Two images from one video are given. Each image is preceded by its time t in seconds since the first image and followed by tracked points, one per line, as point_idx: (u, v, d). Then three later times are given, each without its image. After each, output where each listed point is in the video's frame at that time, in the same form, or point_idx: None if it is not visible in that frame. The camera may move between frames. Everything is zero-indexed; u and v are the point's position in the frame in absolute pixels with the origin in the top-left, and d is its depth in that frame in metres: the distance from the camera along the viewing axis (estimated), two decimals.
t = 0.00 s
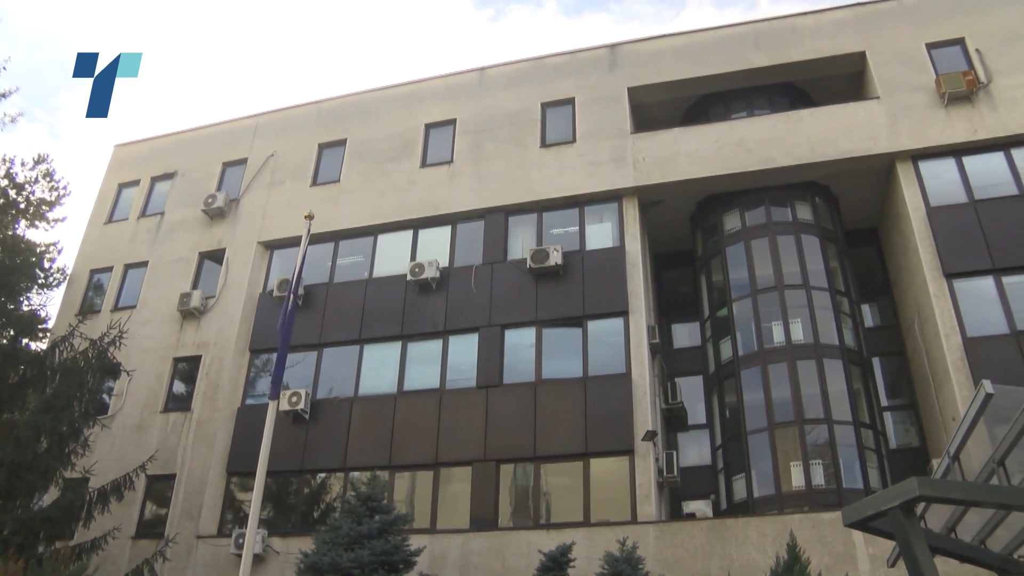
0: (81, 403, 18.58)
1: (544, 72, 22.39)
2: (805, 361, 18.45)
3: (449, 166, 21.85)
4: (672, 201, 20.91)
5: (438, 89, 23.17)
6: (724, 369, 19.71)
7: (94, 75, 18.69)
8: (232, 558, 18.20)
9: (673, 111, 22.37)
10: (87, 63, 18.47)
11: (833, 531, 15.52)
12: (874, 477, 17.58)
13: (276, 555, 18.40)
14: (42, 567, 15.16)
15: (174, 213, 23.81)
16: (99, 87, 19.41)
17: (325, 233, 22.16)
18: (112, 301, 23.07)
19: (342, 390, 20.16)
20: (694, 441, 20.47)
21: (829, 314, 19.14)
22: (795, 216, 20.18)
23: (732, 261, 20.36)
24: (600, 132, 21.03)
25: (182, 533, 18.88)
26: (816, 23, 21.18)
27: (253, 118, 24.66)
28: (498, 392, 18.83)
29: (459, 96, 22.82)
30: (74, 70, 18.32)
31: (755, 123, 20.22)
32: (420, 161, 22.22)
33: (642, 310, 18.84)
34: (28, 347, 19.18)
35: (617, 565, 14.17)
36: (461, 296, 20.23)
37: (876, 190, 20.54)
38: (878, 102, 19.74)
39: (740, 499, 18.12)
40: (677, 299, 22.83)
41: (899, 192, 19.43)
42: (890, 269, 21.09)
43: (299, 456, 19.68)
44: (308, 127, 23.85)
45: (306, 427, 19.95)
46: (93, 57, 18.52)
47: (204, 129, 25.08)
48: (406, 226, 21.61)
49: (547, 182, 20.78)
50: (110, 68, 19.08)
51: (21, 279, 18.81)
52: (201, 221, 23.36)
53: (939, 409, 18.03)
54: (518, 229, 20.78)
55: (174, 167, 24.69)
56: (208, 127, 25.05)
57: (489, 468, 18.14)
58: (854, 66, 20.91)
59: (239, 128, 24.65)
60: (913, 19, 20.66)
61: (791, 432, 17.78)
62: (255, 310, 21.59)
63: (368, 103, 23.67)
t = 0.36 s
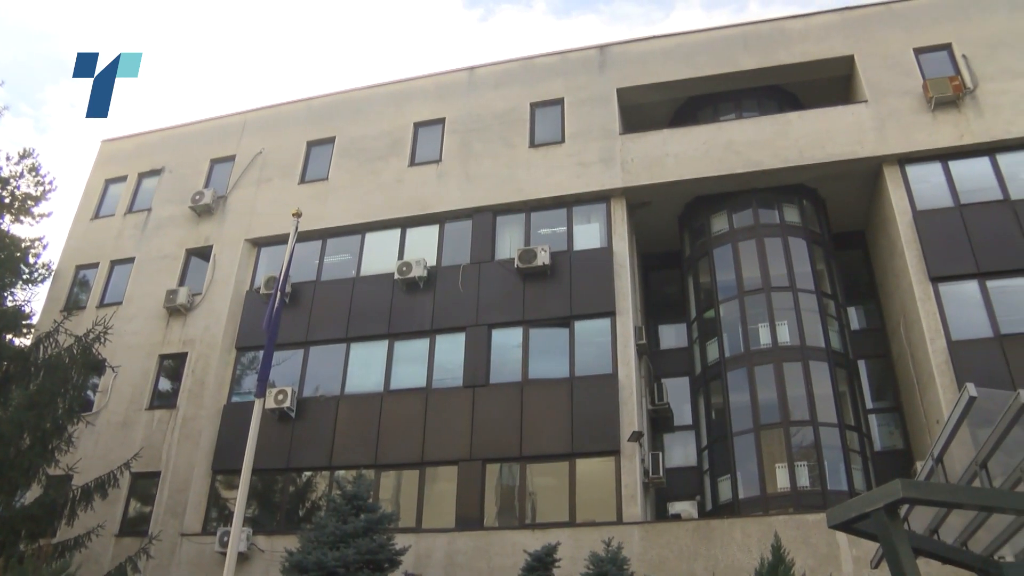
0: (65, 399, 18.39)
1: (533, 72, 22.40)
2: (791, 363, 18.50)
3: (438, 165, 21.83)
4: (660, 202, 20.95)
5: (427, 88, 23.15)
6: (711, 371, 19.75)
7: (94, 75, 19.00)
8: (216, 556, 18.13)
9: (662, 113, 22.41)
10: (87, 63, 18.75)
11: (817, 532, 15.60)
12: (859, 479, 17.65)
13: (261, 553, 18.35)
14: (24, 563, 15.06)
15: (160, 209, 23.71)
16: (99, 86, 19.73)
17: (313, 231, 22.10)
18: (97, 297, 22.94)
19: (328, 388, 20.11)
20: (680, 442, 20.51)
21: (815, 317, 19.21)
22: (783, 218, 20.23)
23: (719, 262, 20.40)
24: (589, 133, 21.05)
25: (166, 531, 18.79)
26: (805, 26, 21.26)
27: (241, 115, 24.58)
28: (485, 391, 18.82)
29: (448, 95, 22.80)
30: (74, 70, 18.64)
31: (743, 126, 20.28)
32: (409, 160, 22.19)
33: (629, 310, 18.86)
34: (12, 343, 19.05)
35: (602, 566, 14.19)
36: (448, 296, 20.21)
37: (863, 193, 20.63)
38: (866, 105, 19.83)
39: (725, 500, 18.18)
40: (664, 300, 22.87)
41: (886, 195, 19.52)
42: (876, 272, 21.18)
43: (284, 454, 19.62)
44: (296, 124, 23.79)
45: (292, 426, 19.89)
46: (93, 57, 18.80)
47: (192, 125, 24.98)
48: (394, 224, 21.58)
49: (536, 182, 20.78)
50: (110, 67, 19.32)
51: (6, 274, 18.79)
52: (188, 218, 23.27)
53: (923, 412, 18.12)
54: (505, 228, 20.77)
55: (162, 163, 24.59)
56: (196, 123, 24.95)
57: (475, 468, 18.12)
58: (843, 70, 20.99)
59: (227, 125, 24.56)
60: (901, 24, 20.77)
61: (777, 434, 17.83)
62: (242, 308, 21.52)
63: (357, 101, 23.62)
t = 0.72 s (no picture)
0: (47, 396, 18.24)
1: (522, 72, 22.39)
2: (776, 365, 18.56)
3: (425, 164, 21.80)
4: (647, 203, 20.98)
5: (416, 86, 23.12)
6: (696, 372, 19.79)
7: (93, 75, 19.26)
8: (199, 554, 18.05)
9: (650, 114, 22.45)
10: (87, 63, 19.04)
11: (800, 534, 15.67)
12: (842, 481, 17.73)
13: (244, 552, 18.28)
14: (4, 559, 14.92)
15: (147, 206, 23.60)
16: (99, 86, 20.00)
17: (300, 229, 22.04)
18: (81, 293, 22.81)
19: (313, 386, 20.06)
20: (665, 442, 20.55)
21: (801, 319, 19.27)
22: (769, 221, 20.28)
23: (706, 264, 20.44)
24: (577, 133, 21.06)
25: (149, 529, 18.69)
26: (793, 29, 21.33)
27: (229, 111, 24.48)
28: (471, 390, 18.81)
29: (437, 94, 22.78)
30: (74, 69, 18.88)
31: (731, 128, 20.33)
32: (397, 159, 22.16)
33: (616, 311, 18.89)
34: None
35: (586, 566, 14.20)
36: (435, 295, 20.18)
37: (849, 197, 20.71)
38: (854, 110, 19.92)
39: (710, 501, 18.22)
40: (651, 301, 22.90)
41: (872, 199, 19.60)
42: (862, 275, 21.26)
43: (269, 452, 19.55)
44: (284, 121, 23.72)
45: (277, 424, 19.83)
46: (93, 57, 19.08)
47: (179, 121, 24.86)
48: (381, 223, 21.54)
49: (523, 182, 20.78)
50: (110, 68, 19.60)
51: None
52: (174, 214, 23.16)
53: (906, 415, 18.22)
54: (493, 228, 20.76)
55: (148, 159, 24.46)
56: (183, 119, 24.83)
57: (460, 467, 18.11)
58: (830, 74, 21.07)
59: (215, 121, 24.46)
60: (888, 29, 20.87)
61: (761, 436, 17.87)
62: (227, 305, 21.44)
63: (346, 99, 23.56)
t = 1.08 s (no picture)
0: (29, 392, 18.12)
1: (510, 72, 22.39)
2: (760, 367, 18.62)
3: (412, 163, 21.78)
4: (634, 204, 21.01)
5: (404, 85, 23.09)
6: (681, 373, 19.83)
7: (93, 74, 20.33)
8: (182, 552, 17.96)
9: (638, 116, 22.48)
10: (87, 63, 20.07)
11: (783, 535, 15.73)
12: (825, 484, 17.80)
13: (227, 550, 18.20)
14: None
15: (132, 201, 23.47)
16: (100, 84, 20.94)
17: (286, 226, 21.97)
18: (65, 289, 22.67)
19: (298, 384, 19.99)
20: (649, 443, 20.59)
21: (786, 321, 19.35)
22: (755, 223, 20.35)
23: (691, 266, 20.48)
24: (565, 134, 21.08)
25: (131, 526, 18.59)
26: (781, 33, 21.41)
27: (216, 108, 24.39)
28: (456, 390, 18.80)
29: (425, 93, 22.75)
30: (73, 69, 19.98)
31: (718, 130, 20.39)
32: (384, 157, 22.12)
33: (601, 312, 18.92)
34: None
35: (570, 566, 14.21)
36: (421, 294, 20.15)
37: (834, 200, 20.80)
38: (840, 114, 20.01)
39: (693, 502, 18.26)
40: (637, 302, 22.94)
41: (858, 203, 19.69)
42: (847, 279, 21.36)
43: (253, 450, 19.47)
44: (271, 118, 23.64)
45: (261, 421, 19.75)
46: (93, 57, 20.14)
47: (166, 116, 24.75)
48: (368, 221, 21.50)
49: (510, 182, 20.77)
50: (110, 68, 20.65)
51: None
52: (160, 210, 23.05)
53: (889, 417, 18.32)
54: (479, 228, 20.76)
55: (134, 154, 24.34)
56: (170, 115, 24.72)
57: (444, 466, 18.10)
58: (817, 78, 21.16)
59: (202, 117, 24.36)
60: (875, 34, 20.99)
61: (745, 438, 17.93)
62: (213, 302, 21.37)
63: (333, 96, 23.50)
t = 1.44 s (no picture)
0: (10, 388, 17.99)
1: (498, 72, 22.39)
2: (744, 369, 18.68)
3: (399, 161, 21.74)
4: (620, 205, 21.04)
5: (392, 83, 23.05)
6: (665, 375, 19.86)
7: (93, 74, 20.68)
8: (163, 549, 17.88)
9: (625, 117, 22.52)
10: (87, 63, 20.42)
11: (765, 537, 15.80)
12: (808, 486, 17.87)
13: (209, 548, 18.14)
14: None
15: (116, 197, 23.35)
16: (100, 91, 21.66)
17: (272, 224, 21.89)
18: (48, 284, 22.53)
19: (282, 382, 19.92)
20: (633, 444, 20.62)
21: (770, 324, 19.42)
22: (741, 226, 20.42)
23: (677, 268, 20.52)
24: (552, 134, 21.10)
25: (113, 524, 18.48)
26: (768, 36, 21.49)
27: (202, 104, 24.28)
28: (440, 388, 18.78)
29: (413, 92, 22.72)
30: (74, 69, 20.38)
31: (705, 133, 20.45)
32: (370, 155, 22.08)
33: (586, 312, 18.96)
34: None
35: (552, 566, 14.22)
36: (406, 293, 20.13)
37: (819, 203, 20.89)
38: (826, 118, 20.10)
39: (676, 503, 18.30)
40: (622, 303, 22.97)
41: (843, 206, 19.78)
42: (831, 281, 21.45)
43: (236, 447, 19.40)
44: (258, 115, 23.56)
45: (244, 419, 19.66)
46: (92, 57, 20.48)
47: (151, 112, 24.61)
48: (354, 220, 21.45)
49: (497, 181, 20.77)
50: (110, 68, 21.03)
51: None
52: (145, 206, 22.94)
53: (872, 420, 18.41)
54: (465, 227, 20.75)
55: (119, 150, 24.20)
56: (155, 110, 24.59)
57: (427, 465, 18.09)
58: (804, 81, 21.25)
59: (188, 113, 24.25)
60: (861, 39, 21.10)
61: (728, 439, 17.99)
62: (197, 299, 21.28)
63: (320, 94, 23.44)
